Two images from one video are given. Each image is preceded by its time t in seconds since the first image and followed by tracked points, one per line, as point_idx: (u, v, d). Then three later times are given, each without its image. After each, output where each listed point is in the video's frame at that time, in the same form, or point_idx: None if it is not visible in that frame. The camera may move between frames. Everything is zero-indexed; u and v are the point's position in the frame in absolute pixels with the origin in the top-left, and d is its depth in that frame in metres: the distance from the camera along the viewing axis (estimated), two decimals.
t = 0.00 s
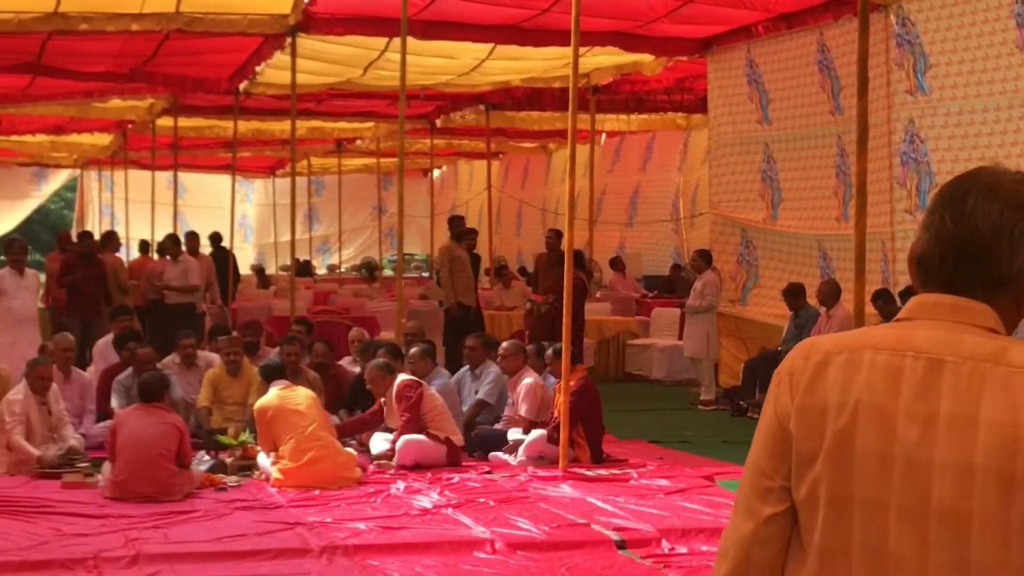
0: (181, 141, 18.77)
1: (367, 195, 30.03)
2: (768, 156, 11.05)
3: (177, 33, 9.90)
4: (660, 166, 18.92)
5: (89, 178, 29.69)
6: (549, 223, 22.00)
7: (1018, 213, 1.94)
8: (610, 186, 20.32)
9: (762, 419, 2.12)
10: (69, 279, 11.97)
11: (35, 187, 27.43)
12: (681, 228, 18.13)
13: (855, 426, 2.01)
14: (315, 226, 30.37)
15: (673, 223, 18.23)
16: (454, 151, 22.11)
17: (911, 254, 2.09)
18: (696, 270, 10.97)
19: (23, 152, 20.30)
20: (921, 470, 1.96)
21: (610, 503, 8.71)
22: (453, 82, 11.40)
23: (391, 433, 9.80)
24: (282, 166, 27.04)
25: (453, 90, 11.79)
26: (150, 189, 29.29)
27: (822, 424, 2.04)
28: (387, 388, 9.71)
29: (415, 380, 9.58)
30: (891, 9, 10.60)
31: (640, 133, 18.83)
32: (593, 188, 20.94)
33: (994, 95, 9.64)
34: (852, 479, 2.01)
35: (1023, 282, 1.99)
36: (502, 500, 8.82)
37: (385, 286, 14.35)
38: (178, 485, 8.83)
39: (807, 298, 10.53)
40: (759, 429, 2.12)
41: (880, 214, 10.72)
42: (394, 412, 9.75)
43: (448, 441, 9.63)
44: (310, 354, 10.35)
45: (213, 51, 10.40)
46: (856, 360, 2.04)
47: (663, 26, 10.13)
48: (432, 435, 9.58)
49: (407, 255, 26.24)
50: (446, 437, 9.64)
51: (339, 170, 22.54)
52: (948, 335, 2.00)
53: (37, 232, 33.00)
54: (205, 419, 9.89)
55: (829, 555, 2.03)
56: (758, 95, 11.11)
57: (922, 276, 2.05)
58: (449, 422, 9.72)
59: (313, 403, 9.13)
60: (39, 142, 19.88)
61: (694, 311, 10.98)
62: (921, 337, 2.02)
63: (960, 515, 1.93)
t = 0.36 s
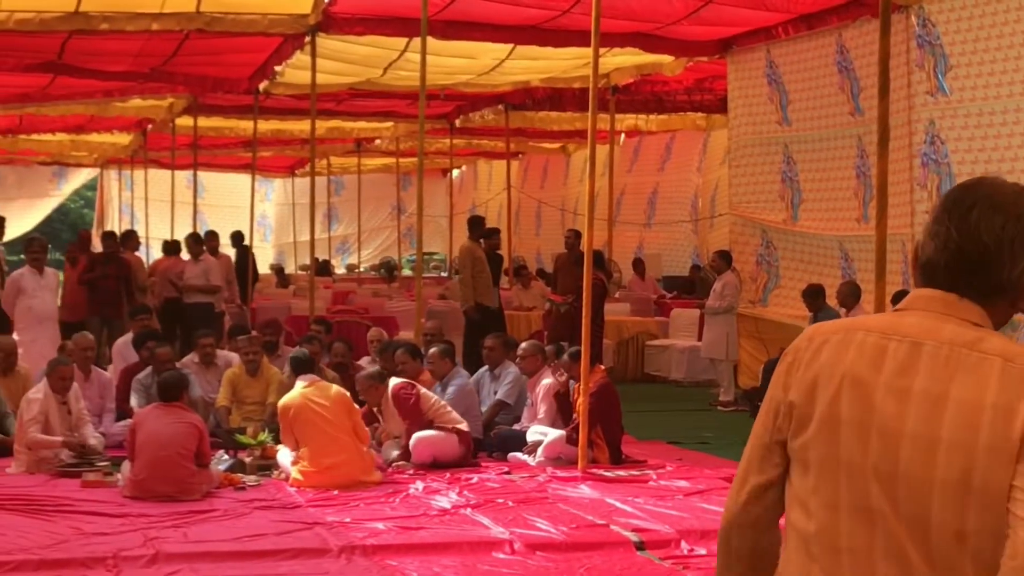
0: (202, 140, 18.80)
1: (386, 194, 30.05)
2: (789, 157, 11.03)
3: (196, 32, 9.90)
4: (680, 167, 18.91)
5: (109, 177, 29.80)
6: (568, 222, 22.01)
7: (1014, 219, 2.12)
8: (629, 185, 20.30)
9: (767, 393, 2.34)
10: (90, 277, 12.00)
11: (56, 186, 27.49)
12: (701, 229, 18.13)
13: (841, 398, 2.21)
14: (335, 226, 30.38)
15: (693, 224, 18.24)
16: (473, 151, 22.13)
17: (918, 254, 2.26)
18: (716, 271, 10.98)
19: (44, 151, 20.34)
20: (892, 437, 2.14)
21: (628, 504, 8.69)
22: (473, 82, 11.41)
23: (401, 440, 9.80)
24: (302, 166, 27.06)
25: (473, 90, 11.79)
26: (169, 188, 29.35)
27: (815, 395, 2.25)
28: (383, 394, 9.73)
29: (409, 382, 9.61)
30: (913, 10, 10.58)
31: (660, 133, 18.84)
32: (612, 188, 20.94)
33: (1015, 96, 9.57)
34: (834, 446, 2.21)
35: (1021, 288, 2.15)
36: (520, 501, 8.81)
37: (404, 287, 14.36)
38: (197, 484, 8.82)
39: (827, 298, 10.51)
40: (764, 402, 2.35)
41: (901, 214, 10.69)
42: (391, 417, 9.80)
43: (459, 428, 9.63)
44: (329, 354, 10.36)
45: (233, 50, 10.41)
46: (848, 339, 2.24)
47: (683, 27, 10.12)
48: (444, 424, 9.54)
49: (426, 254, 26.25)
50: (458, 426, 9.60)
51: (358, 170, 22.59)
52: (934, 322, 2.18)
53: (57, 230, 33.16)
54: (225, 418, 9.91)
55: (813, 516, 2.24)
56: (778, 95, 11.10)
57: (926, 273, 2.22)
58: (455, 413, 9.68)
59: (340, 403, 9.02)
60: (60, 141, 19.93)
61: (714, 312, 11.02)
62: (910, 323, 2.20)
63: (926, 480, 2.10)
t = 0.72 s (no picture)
0: (216, 140, 18.85)
1: (398, 194, 30.07)
2: (802, 156, 11.03)
3: (209, 33, 9.91)
4: (692, 166, 18.93)
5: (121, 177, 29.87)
6: (581, 222, 22.03)
7: None
8: (641, 184, 20.31)
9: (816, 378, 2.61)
10: (105, 277, 12.03)
11: (69, 185, 27.55)
12: (713, 228, 18.14)
13: (868, 387, 2.45)
14: (348, 225, 30.39)
15: (705, 223, 18.26)
16: (485, 150, 22.15)
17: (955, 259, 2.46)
18: (729, 270, 10.97)
19: (58, 151, 20.40)
20: (907, 425, 2.37)
21: (642, 503, 8.69)
22: (486, 82, 11.42)
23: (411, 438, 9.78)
24: (315, 166, 27.09)
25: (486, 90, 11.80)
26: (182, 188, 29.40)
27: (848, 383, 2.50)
28: (390, 396, 9.79)
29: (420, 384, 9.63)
30: (926, 10, 10.56)
31: (673, 132, 18.89)
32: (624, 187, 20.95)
33: None
34: (859, 430, 2.46)
35: None
36: (534, 501, 8.81)
37: (418, 286, 14.37)
38: (211, 483, 8.82)
39: (840, 298, 10.52)
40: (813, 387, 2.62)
41: (915, 213, 10.66)
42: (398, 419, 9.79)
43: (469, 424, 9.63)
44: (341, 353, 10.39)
45: (246, 50, 10.43)
46: (879, 335, 2.48)
47: (696, 27, 10.13)
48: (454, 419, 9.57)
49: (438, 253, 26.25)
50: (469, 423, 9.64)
51: (371, 170, 22.63)
52: (956, 324, 2.39)
53: (71, 230, 33.24)
54: (238, 418, 9.94)
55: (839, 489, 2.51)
56: (791, 95, 11.09)
57: (955, 279, 2.43)
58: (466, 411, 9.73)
59: (362, 403, 9.01)
60: (74, 141, 19.98)
61: (728, 312, 10.96)
62: (935, 323, 2.41)
63: (934, 466, 2.32)
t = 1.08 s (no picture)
0: (225, 138, 18.87)
1: (407, 192, 30.07)
2: (811, 154, 11.01)
3: (218, 31, 9.91)
4: (701, 164, 18.93)
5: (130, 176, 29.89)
6: (590, 219, 22.02)
7: None
8: (649, 181, 20.30)
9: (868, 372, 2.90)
10: (116, 276, 12.04)
11: (78, 184, 27.57)
12: (723, 225, 18.14)
13: (914, 373, 2.75)
14: (357, 224, 30.39)
15: (715, 220, 18.26)
16: (494, 148, 22.15)
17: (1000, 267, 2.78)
18: (739, 267, 10.93)
19: (66, 150, 20.43)
20: (942, 405, 2.68)
21: (652, 501, 8.67)
22: (494, 79, 11.41)
23: (428, 433, 9.79)
24: (323, 164, 27.10)
25: (495, 88, 11.80)
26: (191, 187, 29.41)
27: (894, 368, 2.80)
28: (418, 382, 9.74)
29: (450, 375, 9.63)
30: (936, 6, 10.52)
31: (681, 129, 18.90)
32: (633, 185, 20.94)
33: None
34: (900, 410, 2.76)
35: None
36: (543, 498, 8.79)
37: (427, 283, 14.37)
38: (220, 481, 8.79)
39: (850, 296, 10.56)
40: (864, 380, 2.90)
41: (924, 210, 10.64)
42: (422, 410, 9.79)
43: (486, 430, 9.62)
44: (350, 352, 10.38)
45: (255, 48, 10.42)
46: (924, 329, 2.79)
47: (706, 25, 10.13)
48: (470, 426, 9.57)
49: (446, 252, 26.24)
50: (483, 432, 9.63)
51: (380, 168, 22.63)
52: (995, 317, 2.71)
53: (80, 230, 33.29)
54: (248, 416, 9.94)
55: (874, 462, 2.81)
56: (801, 92, 11.07)
57: (999, 281, 2.75)
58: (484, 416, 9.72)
59: (380, 404, 9.01)
60: (82, 140, 20.01)
61: (738, 309, 10.95)
62: (977, 318, 2.74)
63: (964, 440, 2.63)
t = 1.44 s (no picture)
0: (232, 135, 18.89)
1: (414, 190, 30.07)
2: (817, 151, 11.00)
3: (224, 29, 9.91)
4: (708, 161, 18.92)
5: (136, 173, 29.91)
6: (596, 217, 22.01)
7: None
8: (656, 178, 20.29)
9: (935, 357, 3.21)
10: (124, 274, 12.06)
11: (85, 182, 27.60)
12: (729, 223, 18.14)
13: (976, 359, 3.07)
14: (363, 221, 30.41)
15: (722, 218, 18.26)
16: (500, 145, 22.15)
17: None
18: (745, 265, 10.95)
19: (74, 148, 20.45)
20: (1002, 387, 3.01)
21: (658, 499, 8.67)
22: (500, 76, 11.41)
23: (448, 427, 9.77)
24: (330, 161, 27.12)
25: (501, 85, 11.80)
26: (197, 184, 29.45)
27: (959, 354, 3.12)
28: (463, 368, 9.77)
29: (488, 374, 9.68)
30: (942, 4, 10.51)
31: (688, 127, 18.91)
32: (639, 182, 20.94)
33: None
34: (966, 393, 3.08)
35: None
36: (550, 496, 8.79)
37: (434, 281, 14.38)
38: (227, 479, 8.80)
39: (856, 293, 10.56)
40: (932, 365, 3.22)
41: (930, 207, 10.63)
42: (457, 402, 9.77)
43: (500, 442, 9.65)
44: (358, 349, 10.38)
45: (261, 46, 10.43)
46: (985, 315, 3.10)
47: (713, 21, 10.13)
48: (485, 434, 9.58)
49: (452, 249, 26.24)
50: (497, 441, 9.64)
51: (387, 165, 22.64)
52: None
53: (87, 227, 33.35)
54: (254, 414, 9.94)
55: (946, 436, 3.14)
56: (807, 90, 11.07)
57: None
58: (504, 426, 9.74)
59: (393, 403, 9.06)
60: (89, 138, 20.04)
61: (745, 306, 11.01)
62: None
63: None
